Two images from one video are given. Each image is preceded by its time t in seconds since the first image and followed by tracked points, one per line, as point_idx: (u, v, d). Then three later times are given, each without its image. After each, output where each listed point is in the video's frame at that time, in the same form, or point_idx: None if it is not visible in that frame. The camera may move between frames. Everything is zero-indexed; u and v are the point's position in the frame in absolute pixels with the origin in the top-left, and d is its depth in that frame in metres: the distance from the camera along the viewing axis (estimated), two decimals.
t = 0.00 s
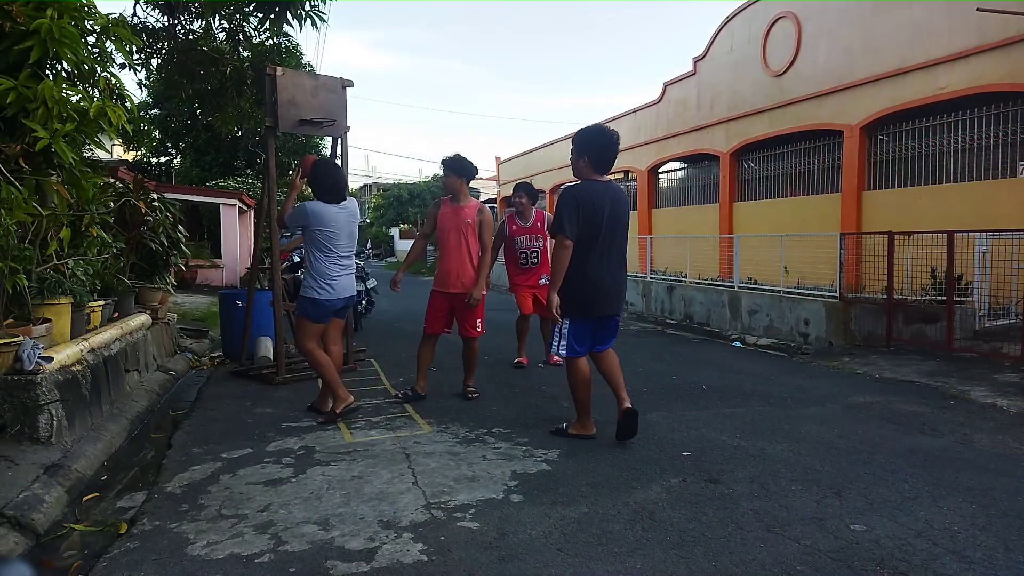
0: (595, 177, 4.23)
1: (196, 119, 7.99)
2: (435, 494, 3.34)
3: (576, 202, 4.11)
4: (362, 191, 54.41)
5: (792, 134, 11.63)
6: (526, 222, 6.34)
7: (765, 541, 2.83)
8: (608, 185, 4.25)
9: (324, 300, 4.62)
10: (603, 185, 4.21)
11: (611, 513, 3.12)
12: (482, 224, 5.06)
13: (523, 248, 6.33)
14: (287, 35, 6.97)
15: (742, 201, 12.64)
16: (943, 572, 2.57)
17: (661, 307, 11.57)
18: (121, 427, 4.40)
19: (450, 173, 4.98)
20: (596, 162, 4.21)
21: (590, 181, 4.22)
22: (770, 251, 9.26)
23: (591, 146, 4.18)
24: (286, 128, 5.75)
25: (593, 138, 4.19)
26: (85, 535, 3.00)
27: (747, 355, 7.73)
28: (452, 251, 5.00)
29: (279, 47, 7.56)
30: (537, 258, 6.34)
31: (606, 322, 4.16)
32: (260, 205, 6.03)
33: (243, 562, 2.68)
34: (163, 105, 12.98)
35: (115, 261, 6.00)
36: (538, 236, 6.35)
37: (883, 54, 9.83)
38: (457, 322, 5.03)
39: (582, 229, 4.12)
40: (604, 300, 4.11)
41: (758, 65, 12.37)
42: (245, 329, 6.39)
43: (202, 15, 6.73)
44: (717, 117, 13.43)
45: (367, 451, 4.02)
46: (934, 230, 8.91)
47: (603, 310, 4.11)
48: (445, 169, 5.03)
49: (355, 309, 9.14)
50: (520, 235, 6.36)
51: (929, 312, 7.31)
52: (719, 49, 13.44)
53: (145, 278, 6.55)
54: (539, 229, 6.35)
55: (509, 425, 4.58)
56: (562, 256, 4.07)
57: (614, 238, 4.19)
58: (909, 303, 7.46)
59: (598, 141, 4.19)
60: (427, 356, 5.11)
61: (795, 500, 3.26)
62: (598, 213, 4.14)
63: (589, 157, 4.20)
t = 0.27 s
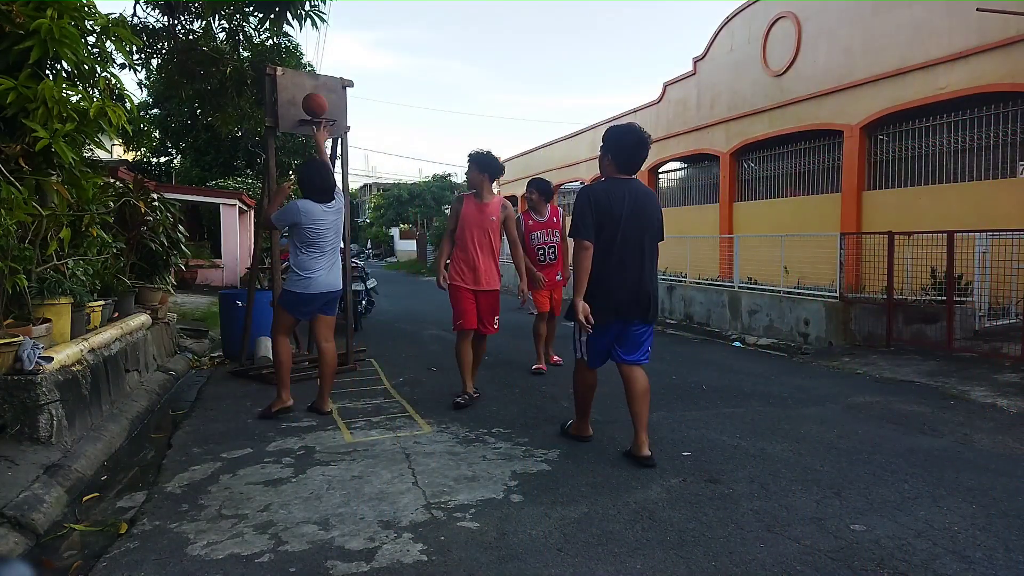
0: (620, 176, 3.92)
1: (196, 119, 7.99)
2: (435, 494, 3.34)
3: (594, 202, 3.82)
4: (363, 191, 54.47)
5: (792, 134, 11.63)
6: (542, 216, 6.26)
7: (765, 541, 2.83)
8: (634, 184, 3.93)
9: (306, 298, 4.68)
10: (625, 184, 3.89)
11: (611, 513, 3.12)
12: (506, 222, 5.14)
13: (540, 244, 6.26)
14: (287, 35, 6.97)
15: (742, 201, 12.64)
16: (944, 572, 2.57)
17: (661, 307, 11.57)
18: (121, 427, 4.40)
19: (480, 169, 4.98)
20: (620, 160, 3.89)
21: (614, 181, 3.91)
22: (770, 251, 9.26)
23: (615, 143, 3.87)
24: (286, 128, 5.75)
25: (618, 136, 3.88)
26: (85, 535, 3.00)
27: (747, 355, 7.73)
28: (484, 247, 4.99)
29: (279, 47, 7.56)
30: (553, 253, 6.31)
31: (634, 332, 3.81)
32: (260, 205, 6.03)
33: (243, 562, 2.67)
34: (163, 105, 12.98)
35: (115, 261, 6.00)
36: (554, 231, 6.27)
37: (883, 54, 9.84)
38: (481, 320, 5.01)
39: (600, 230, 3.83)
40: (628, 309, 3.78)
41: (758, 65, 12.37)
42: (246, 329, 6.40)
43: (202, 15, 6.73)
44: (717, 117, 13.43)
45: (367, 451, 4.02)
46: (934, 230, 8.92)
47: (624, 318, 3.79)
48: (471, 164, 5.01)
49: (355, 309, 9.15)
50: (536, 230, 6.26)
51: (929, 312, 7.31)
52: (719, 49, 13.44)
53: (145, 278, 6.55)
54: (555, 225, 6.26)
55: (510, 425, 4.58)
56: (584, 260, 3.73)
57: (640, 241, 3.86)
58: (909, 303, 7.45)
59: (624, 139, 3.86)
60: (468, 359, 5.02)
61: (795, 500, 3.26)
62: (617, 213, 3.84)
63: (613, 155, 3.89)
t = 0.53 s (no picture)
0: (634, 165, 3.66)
1: (196, 118, 7.99)
2: (435, 494, 3.34)
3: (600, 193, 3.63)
4: (363, 191, 54.51)
5: (792, 134, 11.63)
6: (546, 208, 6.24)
7: (765, 541, 2.83)
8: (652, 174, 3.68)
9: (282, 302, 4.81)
10: (636, 175, 3.62)
11: (611, 513, 3.12)
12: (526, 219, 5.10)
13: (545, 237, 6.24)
14: (287, 35, 6.97)
15: (742, 201, 12.64)
16: (943, 572, 2.57)
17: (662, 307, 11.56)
18: (121, 427, 4.40)
19: (497, 167, 4.90)
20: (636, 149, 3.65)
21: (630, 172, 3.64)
22: (770, 251, 9.26)
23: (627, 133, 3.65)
24: (286, 128, 5.75)
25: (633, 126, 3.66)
26: (86, 535, 3.00)
27: (746, 355, 7.73)
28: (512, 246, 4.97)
29: (279, 47, 7.56)
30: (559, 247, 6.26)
31: (655, 332, 3.57)
32: (260, 205, 6.03)
33: (243, 562, 2.68)
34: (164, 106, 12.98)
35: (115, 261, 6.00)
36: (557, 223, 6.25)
37: (883, 54, 9.84)
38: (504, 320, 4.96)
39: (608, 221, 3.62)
40: (643, 305, 3.51)
41: (758, 64, 12.37)
42: (245, 329, 6.39)
43: (202, 15, 6.73)
44: (717, 117, 13.43)
45: (367, 451, 4.02)
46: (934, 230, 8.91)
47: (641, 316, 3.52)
48: (487, 163, 4.92)
49: (355, 309, 9.15)
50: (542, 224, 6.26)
51: (929, 312, 7.31)
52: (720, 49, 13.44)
53: (145, 278, 6.54)
54: (559, 217, 6.26)
55: (510, 425, 4.58)
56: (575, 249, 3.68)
57: (659, 235, 3.58)
58: (909, 303, 7.45)
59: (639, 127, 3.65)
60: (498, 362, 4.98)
61: (795, 500, 3.26)
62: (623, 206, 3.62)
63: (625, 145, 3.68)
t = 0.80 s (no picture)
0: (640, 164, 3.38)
1: (196, 118, 7.99)
2: (435, 495, 3.34)
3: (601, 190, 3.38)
4: (363, 191, 54.50)
5: (792, 134, 11.63)
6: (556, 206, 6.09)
7: (765, 541, 2.83)
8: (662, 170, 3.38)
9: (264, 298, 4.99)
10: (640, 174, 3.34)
11: (610, 513, 3.12)
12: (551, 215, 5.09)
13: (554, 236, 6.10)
14: (287, 35, 6.97)
15: (742, 201, 12.64)
16: (943, 572, 2.57)
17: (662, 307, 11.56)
18: (121, 427, 4.40)
19: (524, 162, 4.85)
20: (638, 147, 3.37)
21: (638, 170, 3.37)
22: (770, 252, 9.25)
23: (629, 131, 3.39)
24: (286, 128, 5.76)
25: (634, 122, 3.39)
26: (86, 535, 3.00)
27: (746, 355, 7.73)
28: (542, 242, 4.95)
29: (279, 47, 7.56)
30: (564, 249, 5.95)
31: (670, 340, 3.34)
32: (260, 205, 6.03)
33: (243, 562, 2.68)
34: (164, 106, 12.98)
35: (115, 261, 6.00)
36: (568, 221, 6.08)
37: (883, 54, 9.84)
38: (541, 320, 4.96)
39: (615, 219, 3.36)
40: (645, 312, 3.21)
41: (758, 64, 12.37)
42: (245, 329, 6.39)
43: (202, 15, 6.74)
44: (717, 117, 13.43)
45: (367, 451, 4.02)
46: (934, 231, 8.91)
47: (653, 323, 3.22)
48: (515, 160, 4.86)
49: (355, 309, 9.15)
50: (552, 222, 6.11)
51: (929, 312, 7.31)
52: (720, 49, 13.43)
53: (144, 278, 6.54)
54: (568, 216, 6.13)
55: (510, 425, 4.58)
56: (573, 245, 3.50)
57: (666, 235, 3.28)
58: (909, 303, 7.45)
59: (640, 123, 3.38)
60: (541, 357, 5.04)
61: (795, 500, 3.26)
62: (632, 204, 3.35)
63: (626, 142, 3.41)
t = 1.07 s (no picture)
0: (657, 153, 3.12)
1: (195, 118, 8.00)
2: (435, 494, 3.34)
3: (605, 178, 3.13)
4: (363, 191, 54.46)
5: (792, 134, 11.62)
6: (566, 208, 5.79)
7: (765, 541, 2.83)
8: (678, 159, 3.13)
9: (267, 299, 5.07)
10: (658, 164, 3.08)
11: (610, 513, 3.12)
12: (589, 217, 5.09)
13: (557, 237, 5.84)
14: (287, 35, 6.97)
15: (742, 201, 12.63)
16: (944, 572, 2.57)
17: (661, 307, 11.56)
18: (121, 427, 4.40)
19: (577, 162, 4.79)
20: (652, 132, 3.11)
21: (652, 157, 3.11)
22: (770, 252, 9.27)
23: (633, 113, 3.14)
24: (286, 128, 5.75)
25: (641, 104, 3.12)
26: (85, 535, 3.01)
27: (746, 355, 7.73)
28: (584, 243, 4.98)
29: (279, 47, 7.57)
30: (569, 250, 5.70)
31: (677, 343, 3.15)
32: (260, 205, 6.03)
33: (243, 562, 2.68)
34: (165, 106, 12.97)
35: (116, 261, 6.00)
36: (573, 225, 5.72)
37: (884, 54, 9.84)
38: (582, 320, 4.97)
39: (628, 211, 3.09)
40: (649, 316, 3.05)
41: (758, 64, 12.36)
42: (245, 328, 6.40)
43: (202, 15, 6.73)
44: (717, 117, 13.42)
45: (367, 451, 4.02)
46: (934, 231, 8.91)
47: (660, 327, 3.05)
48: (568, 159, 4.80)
49: (355, 309, 9.15)
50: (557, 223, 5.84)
51: (929, 312, 7.31)
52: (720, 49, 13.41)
53: (144, 279, 6.54)
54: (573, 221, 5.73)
55: (509, 425, 4.58)
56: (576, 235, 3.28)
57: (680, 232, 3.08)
58: (909, 303, 7.45)
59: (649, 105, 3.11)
60: (593, 356, 5.01)
61: (795, 499, 3.26)
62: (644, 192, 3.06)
63: (634, 125, 3.15)
